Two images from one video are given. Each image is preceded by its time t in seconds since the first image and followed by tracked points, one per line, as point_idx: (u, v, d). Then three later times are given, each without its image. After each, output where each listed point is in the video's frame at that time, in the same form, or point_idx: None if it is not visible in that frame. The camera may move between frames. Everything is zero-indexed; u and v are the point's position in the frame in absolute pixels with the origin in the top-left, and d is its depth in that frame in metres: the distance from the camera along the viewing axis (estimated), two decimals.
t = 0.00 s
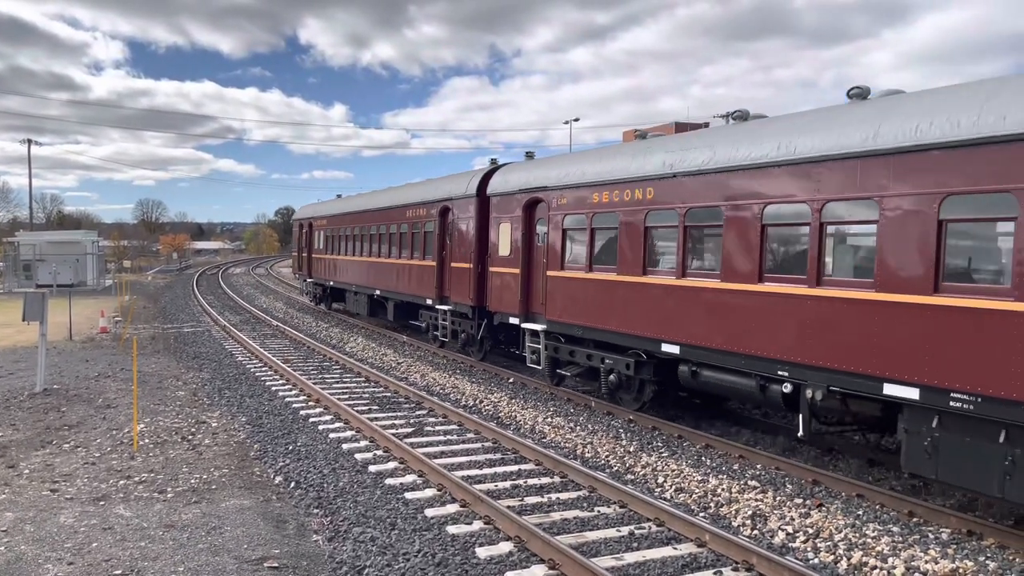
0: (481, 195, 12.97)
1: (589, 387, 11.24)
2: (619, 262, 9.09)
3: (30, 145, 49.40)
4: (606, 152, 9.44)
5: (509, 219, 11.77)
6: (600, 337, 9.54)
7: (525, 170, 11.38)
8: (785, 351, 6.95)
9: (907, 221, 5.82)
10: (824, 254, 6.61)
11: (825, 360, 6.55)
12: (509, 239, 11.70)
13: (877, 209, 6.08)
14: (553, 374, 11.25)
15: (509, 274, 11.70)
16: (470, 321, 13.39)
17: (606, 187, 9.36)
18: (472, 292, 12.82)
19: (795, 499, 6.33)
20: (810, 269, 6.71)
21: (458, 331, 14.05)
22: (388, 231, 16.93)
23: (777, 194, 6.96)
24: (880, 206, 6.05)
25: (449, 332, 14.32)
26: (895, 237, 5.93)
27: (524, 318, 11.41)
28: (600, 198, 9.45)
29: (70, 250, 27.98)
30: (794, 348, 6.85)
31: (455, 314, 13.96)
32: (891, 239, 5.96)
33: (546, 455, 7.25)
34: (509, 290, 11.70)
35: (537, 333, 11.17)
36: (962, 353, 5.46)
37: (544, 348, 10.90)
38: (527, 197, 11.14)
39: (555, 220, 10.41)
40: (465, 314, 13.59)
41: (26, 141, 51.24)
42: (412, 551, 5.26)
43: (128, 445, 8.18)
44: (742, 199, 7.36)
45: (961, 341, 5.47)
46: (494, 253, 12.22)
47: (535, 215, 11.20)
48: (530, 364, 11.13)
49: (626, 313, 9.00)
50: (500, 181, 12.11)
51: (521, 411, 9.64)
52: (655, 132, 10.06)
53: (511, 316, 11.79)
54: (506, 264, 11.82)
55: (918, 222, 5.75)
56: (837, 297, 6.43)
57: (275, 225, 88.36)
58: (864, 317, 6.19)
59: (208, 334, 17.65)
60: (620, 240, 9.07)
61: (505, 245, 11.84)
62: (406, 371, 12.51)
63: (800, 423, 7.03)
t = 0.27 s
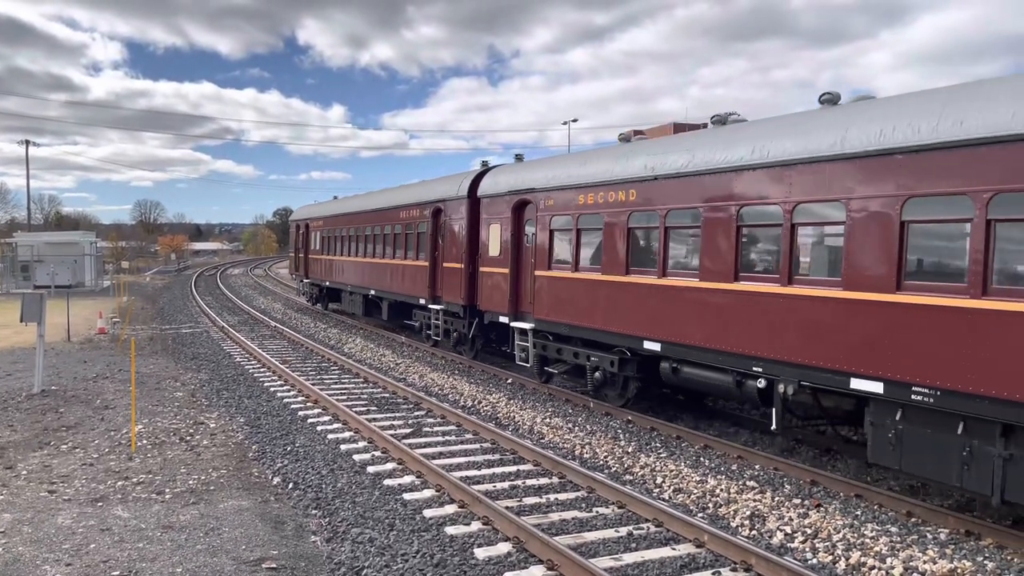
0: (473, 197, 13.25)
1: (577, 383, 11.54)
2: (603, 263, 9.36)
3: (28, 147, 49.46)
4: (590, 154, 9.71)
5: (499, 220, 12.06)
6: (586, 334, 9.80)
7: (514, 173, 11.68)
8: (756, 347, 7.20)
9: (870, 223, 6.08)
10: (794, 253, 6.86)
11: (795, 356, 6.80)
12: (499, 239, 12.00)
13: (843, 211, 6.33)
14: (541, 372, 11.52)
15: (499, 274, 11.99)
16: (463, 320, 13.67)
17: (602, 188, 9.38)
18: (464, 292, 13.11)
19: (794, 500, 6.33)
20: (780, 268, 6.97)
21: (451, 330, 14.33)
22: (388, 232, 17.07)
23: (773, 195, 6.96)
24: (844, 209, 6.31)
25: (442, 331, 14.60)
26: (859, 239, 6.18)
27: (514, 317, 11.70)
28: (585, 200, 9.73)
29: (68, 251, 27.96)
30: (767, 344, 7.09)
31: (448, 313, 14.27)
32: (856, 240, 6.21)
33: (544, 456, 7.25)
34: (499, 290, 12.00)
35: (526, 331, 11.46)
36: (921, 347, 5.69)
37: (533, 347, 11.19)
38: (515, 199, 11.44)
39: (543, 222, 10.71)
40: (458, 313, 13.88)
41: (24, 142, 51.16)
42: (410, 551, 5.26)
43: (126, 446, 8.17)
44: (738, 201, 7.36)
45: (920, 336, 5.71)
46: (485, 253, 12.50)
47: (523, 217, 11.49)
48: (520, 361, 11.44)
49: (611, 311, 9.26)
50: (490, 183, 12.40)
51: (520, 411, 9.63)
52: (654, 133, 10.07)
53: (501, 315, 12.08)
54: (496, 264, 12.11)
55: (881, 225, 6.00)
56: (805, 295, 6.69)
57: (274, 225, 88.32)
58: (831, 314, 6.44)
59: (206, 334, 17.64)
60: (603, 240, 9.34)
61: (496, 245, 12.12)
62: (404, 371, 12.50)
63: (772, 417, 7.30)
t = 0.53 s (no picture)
0: (466, 199, 13.49)
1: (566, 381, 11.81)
2: (591, 263, 9.62)
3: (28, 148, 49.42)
4: (579, 156, 9.91)
5: (491, 222, 12.31)
6: (574, 333, 10.07)
7: (505, 176, 11.95)
8: (736, 345, 7.45)
9: (840, 225, 6.34)
10: (770, 254, 7.11)
11: (772, 353, 7.06)
12: (490, 241, 12.25)
13: (815, 214, 6.59)
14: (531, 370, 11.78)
15: (491, 274, 12.23)
16: (456, 320, 13.90)
17: (601, 190, 9.40)
18: (457, 292, 13.35)
19: (794, 500, 6.33)
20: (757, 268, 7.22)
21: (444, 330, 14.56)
22: (384, 233, 17.13)
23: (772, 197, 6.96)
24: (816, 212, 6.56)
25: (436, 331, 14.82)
26: (830, 240, 6.44)
27: (505, 316, 11.95)
28: (573, 202, 9.99)
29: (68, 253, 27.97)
30: (745, 341, 7.33)
31: (442, 313, 14.56)
32: (827, 241, 6.47)
33: (545, 457, 7.25)
34: (491, 290, 12.24)
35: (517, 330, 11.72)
36: (893, 345, 5.91)
37: (524, 346, 11.45)
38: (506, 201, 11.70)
39: (533, 223, 10.97)
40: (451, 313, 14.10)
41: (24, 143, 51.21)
42: (410, 552, 5.26)
43: (126, 447, 8.17)
44: (737, 203, 7.37)
45: (890, 334, 5.94)
46: (477, 254, 12.73)
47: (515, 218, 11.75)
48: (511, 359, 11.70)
49: (599, 310, 9.51)
50: (482, 185, 12.65)
51: (520, 413, 9.63)
52: (653, 134, 10.08)
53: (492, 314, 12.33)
54: (488, 265, 12.35)
55: (850, 227, 6.26)
56: (781, 294, 6.95)
57: (274, 227, 88.35)
58: (806, 312, 6.69)
59: (206, 336, 17.64)
60: (591, 240, 9.60)
61: (488, 246, 12.36)
62: (405, 373, 12.50)
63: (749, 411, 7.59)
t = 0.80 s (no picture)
0: (460, 201, 13.67)
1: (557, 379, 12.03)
2: (580, 264, 9.82)
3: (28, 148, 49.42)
4: (579, 159, 9.90)
5: (484, 223, 12.50)
6: (563, 332, 10.29)
7: (497, 178, 12.15)
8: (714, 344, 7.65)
9: (813, 228, 6.56)
10: (750, 254, 7.30)
11: (748, 351, 7.25)
12: (483, 242, 12.44)
13: (790, 216, 6.80)
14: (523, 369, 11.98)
15: (484, 275, 12.41)
16: (451, 320, 14.08)
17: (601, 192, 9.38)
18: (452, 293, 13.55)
19: (795, 502, 6.33)
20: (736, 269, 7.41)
21: (440, 330, 14.74)
22: (384, 234, 17.18)
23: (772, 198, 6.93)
24: (790, 214, 6.79)
25: (432, 330, 15.01)
26: (803, 243, 6.66)
27: (497, 316, 12.13)
28: (563, 204, 10.19)
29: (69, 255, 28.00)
30: (726, 341, 7.51)
31: (437, 313, 14.76)
32: (802, 243, 6.67)
33: (546, 458, 7.25)
34: (484, 290, 12.42)
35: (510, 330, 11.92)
36: (869, 343, 6.07)
37: (516, 345, 11.65)
38: (499, 203, 11.90)
39: (524, 225, 11.17)
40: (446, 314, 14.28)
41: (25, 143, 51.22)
42: (411, 554, 5.25)
43: (128, 449, 8.17)
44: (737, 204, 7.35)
45: (868, 333, 6.08)
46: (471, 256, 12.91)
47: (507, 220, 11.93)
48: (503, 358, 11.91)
49: (587, 310, 9.73)
50: (476, 187, 12.84)
51: (522, 414, 9.62)
52: (654, 135, 10.08)
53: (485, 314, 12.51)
54: (481, 266, 12.52)
55: (824, 229, 6.46)
56: (757, 294, 7.15)
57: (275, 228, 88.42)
58: (781, 311, 6.89)
59: (208, 337, 17.65)
60: (580, 241, 9.80)
61: (480, 247, 12.55)
62: (406, 374, 12.49)
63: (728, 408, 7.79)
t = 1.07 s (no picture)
0: (456, 203, 13.91)
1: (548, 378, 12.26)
2: (569, 265, 10.03)
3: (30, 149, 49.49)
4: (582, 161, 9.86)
5: (478, 225, 12.73)
6: (553, 331, 10.50)
7: (491, 181, 12.41)
8: (696, 342, 7.87)
9: (789, 229, 6.77)
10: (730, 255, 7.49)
11: (728, 349, 7.46)
12: (477, 243, 12.71)
13: (767, 218, 7.01)
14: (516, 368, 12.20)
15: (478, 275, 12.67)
16: (447, 319, 14.30)
17: (602, 193, 9.37)
18: (447, 292, 13.79)
19: (797, 504, 6.32)
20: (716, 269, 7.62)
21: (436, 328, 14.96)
22: (383, 235, 17.23)
23: (773, 199, 6.91)
24: (767, 216, 7.00)
25: (428, 330, 15.22)
26: (779, 243, 6.87)
27: (491, 316, 12.38)
28: (553, 207, 10.43)
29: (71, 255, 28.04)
30: (708, 339, 7.71)
31: (434, 313, 14.97)
32: (779, 244, 6.88)
33: (548, 459, 7.24)
34: (478, 290, 12.68)
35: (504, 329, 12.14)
36: (845, 342, 6.25)
37: (509, 344, 11.87)
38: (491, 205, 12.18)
39: (516, 227, 11.44)
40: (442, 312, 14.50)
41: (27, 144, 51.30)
42: (413, 555, 5.25)
43: (130, 449, 8.18)
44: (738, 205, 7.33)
45: (844, 331, 6.26)
46: (465, 256, 13.15)
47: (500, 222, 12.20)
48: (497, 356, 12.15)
49: (576, 309, 9.95)
50: (470, 190, 13.11)
51: (523, 415, 9.62)
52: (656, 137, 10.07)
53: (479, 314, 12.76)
54: (476, 267, 12.77)
55: (799, 230, 6.67)
56: (736, 293, 7.36)
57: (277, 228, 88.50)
58: (760, 310, 7.09)
59: (210, 338, 17.67)
60: (568, 243, 10.02)
61: (475, 249, 12.80)
62: (408, 375, 12.50)
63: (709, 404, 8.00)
